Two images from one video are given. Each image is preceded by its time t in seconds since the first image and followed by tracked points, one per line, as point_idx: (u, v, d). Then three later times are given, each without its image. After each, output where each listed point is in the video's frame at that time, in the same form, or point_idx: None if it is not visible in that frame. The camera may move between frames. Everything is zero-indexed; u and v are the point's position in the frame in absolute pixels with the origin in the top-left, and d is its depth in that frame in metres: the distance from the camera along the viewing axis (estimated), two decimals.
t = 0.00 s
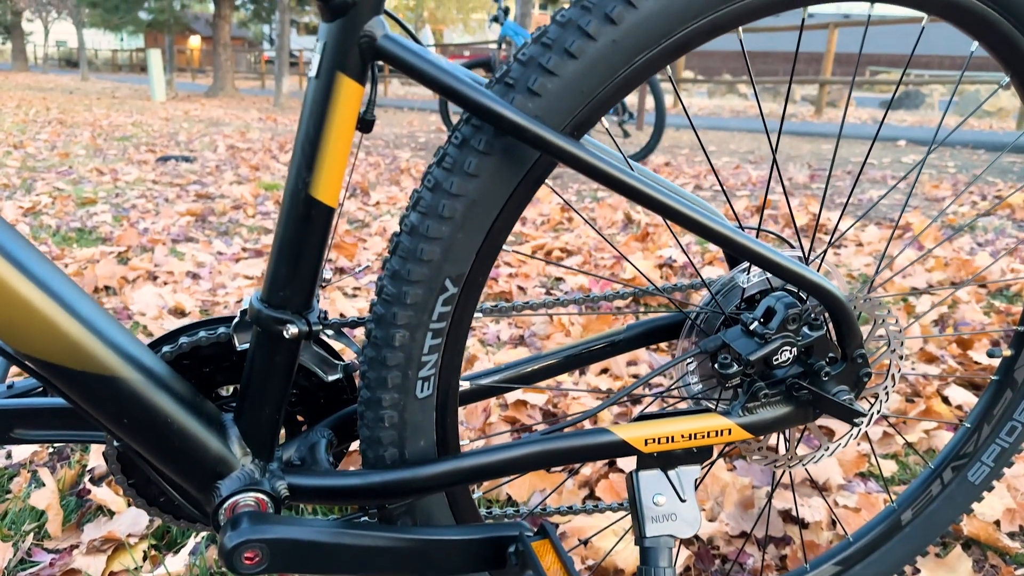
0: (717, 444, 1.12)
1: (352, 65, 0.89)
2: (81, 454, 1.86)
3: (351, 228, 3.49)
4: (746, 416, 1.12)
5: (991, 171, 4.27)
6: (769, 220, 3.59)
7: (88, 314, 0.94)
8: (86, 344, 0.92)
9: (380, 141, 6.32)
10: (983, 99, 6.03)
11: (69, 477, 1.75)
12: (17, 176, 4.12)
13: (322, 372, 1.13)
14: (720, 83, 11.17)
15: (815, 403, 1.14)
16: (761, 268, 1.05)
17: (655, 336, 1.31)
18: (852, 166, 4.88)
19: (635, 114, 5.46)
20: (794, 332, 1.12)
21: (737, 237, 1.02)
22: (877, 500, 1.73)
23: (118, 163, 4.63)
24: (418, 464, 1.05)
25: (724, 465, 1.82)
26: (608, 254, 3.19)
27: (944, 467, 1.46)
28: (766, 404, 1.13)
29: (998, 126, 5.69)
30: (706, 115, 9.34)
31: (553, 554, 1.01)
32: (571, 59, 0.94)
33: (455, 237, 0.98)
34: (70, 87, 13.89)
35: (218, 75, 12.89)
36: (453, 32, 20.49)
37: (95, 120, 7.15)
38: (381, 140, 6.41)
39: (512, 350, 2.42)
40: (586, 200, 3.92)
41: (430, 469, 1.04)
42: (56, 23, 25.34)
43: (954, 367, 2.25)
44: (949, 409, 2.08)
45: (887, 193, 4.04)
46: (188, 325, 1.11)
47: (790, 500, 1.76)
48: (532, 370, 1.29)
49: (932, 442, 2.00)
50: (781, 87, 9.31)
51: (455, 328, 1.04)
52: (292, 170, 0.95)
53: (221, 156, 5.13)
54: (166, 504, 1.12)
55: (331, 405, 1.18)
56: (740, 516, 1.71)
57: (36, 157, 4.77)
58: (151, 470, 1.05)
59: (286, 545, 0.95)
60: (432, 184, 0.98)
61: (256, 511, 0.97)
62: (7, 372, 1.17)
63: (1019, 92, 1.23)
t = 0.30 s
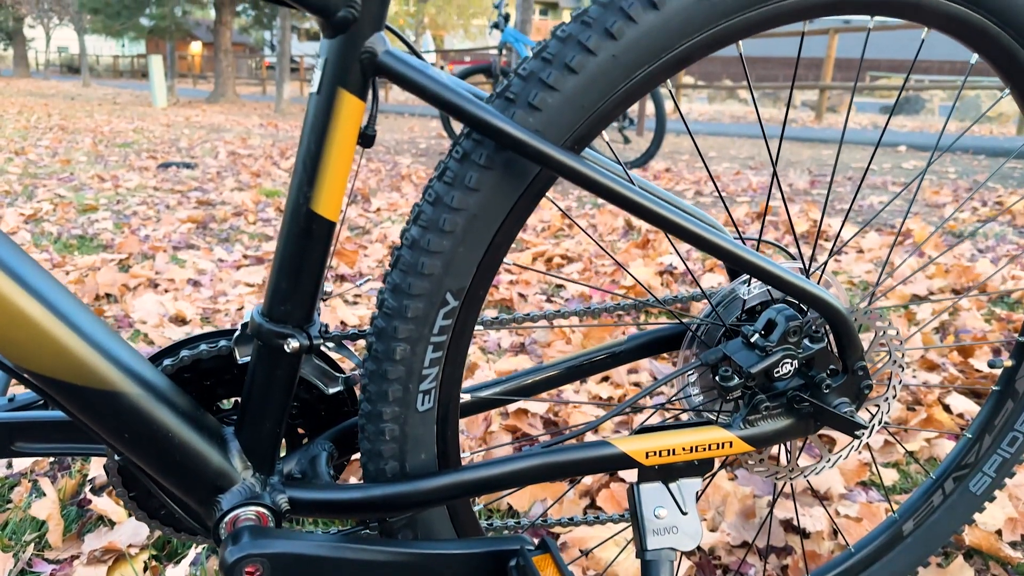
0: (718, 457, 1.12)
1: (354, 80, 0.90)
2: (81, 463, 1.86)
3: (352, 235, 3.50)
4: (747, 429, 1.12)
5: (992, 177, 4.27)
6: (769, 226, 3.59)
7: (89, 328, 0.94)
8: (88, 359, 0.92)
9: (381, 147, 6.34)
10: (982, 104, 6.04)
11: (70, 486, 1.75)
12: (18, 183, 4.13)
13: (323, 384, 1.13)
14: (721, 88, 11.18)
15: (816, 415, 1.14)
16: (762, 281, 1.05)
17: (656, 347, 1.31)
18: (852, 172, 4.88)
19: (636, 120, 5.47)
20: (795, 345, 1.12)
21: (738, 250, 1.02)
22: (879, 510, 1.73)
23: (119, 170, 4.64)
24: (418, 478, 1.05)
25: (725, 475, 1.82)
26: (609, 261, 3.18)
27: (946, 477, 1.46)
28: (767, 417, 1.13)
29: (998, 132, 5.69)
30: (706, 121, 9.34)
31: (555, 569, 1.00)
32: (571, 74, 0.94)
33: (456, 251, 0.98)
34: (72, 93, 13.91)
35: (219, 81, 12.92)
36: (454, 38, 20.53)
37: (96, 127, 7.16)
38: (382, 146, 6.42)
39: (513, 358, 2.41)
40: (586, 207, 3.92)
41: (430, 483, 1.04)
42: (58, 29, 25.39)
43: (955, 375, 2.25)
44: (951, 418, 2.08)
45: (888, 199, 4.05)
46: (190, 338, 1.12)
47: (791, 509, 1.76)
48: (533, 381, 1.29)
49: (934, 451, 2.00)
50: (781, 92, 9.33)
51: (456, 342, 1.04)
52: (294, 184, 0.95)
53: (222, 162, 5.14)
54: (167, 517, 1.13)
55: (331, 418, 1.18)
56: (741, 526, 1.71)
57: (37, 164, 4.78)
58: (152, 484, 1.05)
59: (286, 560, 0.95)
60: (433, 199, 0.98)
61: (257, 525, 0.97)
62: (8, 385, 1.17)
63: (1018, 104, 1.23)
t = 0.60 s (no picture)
0: (720, 471, 1.12)
1: (356, 98, 0.90)
2: (82, 473, 1.85)
3: (353, 242, 3.50)
4: (749, 442, 1.12)
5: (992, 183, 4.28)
6: (770, 233, 3.60)
7: (91, 343, 0.94)
8: (91, 374, 0.92)
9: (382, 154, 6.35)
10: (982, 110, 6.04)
11: (71, 496, 1.75)
12: (20, 190, 4.14)
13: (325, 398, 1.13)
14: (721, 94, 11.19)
15: (818, 429, 1.14)
16: (763, 295, 1.05)
17: (657, 359, 1.31)
18: (853, 179, 4.88)
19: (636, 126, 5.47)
20: (797, 358, 1.12)
21: (739, 265, 1.03)
22: (881, 520, 1.73)
23: (121, 177, 4.65)
24: (420, 492, 1.05)
25: (727, 485, 1.83)
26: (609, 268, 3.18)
27: (947, 489, 1.45)
28: (768, 431, 1.13)
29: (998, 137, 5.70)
30: (707, 127, 9.35)
31: None
32: (572, 91, 0.95)
33: (458, 266, 0.99)
34: (73, 99, 13.94)
35: (220, 87, 12.96)
36: (455, 43, 20.57)
37: (96, 133, 7.16)
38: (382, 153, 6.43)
39: (514, 366, 2.41)
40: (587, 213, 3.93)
41: (432, 497, 1.04)
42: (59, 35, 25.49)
43: (957, 383, 2.24)
44: (952, 427, 2.08)
45: (888, 205, 4.05)
46: (193, 352, 1.12)
47: (793, 519, 1.76)
48: (534, 394, 1.29)
49: (936, 460, 2.00)
50: (781, 98, 9.34)
51: (457, 356, 1.04)
52: (297, 201, 0.95)
53: (223, 169, 5.15)
54: (169, 531, 1.13)
55: (333, 431, 1.18)
56: (743, 536, 1.71)
57: (39, 170, 4.78)
58: (154, 498, 1.05)
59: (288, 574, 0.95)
60: (435, 214, 0.99)
61: (259, 541, 0.98)
62: (11, 399, 1.18)
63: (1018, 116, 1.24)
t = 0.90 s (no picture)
0: (721, 484, 1.12)
1: (358, 115, 0.91)
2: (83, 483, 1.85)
3: (354, 250, 3.51)
4: (750, 456, 1.12)
5: (993, 189, 4.29)
6: (771, 240, 3.60)
7: (94, 359, 0.95)
8: (93, 390, 0.93)
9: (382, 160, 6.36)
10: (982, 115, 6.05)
11: (72, 506, 1.75)
12: (22, 197, 4.15)
13: (327, 411, 1.14)
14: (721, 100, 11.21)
15: (819, 442, 1.14)
16: (764, 309, 1.05)
17: (658, 371, 1.31)
18: (853, 185, 4.88)
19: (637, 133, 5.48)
20: (797, 371, 1.12)
21: (740, 279, 1.03)
22: (882, 530, 1.72)
23: (123, 184, 4.65)
24: (422, 507, 1.05)
25: (729, 496, 1.83)
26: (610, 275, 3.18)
27: (948, 500, 1.46)
28: (769, 444, 1.13)
29: (999, 143, 5.70)
30: (707, 133, 9.36)
31: None
32: (572, 107, 0.95)
33: (459, 281, 0.99)
34: (74, 105, 13.97)
35: (222, 94, 13.00)
36: (456, 49, 20.62)
37: (99, 139, 7.18)
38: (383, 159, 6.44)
39: (515, 375, 2.41)
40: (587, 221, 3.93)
41: (433, 512, 1.04)
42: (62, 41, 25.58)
43: (957, 392, 2.24)
44: (953, 435, 2.07)
45: (889, 212, 4.05)
46: (195, 366, 1.12)
47: (794, 530, 1.76)
48: (535, 407, 1.29)
49: (938, 469, 1.99)
50: (782, 104, 9.36)
51: (458, 370, 1.04)
52: (298, 216, 0.96)
53: (225, 176, 5.16)
54: (170, 544, 1.13)
55: (335, 445, 1.18)
56: (745, 547, 1.71)
57: (41, 178, 4.80)
58: (155, 512, 1.05)
59: None
60: (436, 229, 0.99)
61: (260, 555, 0.98)
62: (13, 413, 1.18)
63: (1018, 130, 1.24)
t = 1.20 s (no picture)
0: (722, 497, 1.12)
1: (359, 130, 0.91)
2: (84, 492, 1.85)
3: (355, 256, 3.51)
4: (752, 468, 1.12)
5: (993, 195, 4.29)
6: (772, 247, 3.60)
7: (96, 373, 0.95)
8: (95, 405, 0.93)
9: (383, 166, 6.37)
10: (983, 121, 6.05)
11: (74, 516, 1.75)
12: (24, 204, 4.15)
13: (328, 424, 1.14)
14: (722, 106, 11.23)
15: (820, 454, 1.14)
16: (765, 321, 1.05)
17: (660, 382, 1.31)
18: (854, 191, 4.88)
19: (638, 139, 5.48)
20: (798, 384, 1.12)
21: (741, 291, 1.03)
22: (884, 540, 1.72)
23: (124, 190, 4.66)
24: (423, 520, 1.05)
25: (730, 505, 1.82)
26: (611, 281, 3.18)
27: (950, 510, 1.45)
28: (771, 456, 1.13)
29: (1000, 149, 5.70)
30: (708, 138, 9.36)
31: None
32: (573, 121, 0.95)
33: (460, 294, 0.99)
34: (77, 111, 14.01)
35: (223, 100, 13.04)
36: (456, 54, 20.64)
37: (100, 146, 7.20)
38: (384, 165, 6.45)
39: (516, 383, 2.41)
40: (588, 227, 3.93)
41: (434, 525, 1.04)
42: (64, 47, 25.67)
43: (959, 400, 2.24)
44: (955, 444, 2.07)
45: (890, 218, 4.05)
46: (196, 379, 1.12)
47: (796, 539, 1.75)
48: (536, 418, 1.29)
49: (939, 478, 1.99)
50: (782, 109, 9.36)
51: (460, 383, 1.04)
52: (300, 231, 0.96)
53: (227, 182, 5.17)
54: (172, 557, 1.13)
55: (336, 457, 1.18)
56: (746, 556, 1.70)
57: (43, 184, 4.80)
58: (157, 525, 1.05)
59: None
60: (437, 243, 0.99)
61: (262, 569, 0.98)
62: (15, 425, 1.18)
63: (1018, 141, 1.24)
